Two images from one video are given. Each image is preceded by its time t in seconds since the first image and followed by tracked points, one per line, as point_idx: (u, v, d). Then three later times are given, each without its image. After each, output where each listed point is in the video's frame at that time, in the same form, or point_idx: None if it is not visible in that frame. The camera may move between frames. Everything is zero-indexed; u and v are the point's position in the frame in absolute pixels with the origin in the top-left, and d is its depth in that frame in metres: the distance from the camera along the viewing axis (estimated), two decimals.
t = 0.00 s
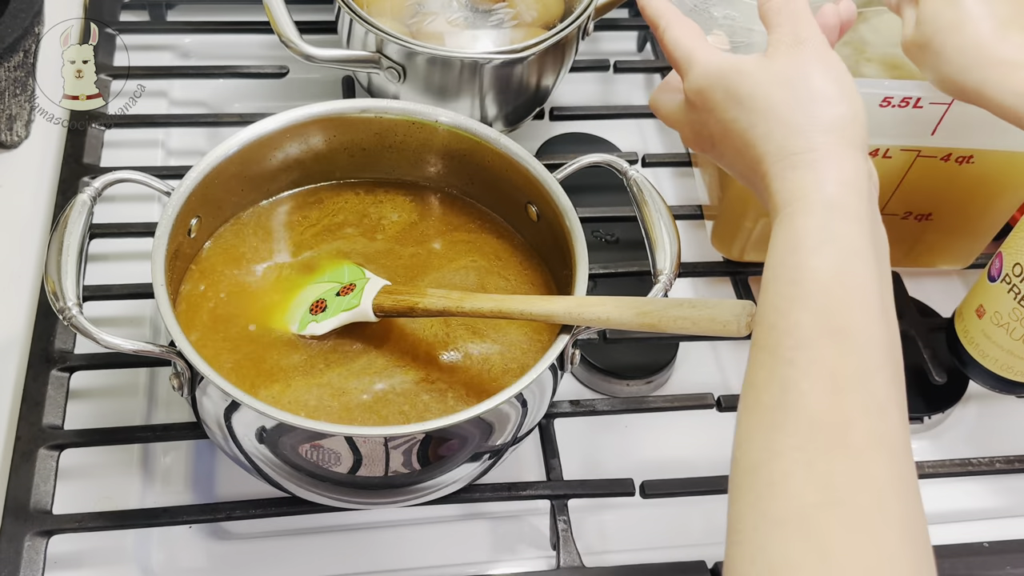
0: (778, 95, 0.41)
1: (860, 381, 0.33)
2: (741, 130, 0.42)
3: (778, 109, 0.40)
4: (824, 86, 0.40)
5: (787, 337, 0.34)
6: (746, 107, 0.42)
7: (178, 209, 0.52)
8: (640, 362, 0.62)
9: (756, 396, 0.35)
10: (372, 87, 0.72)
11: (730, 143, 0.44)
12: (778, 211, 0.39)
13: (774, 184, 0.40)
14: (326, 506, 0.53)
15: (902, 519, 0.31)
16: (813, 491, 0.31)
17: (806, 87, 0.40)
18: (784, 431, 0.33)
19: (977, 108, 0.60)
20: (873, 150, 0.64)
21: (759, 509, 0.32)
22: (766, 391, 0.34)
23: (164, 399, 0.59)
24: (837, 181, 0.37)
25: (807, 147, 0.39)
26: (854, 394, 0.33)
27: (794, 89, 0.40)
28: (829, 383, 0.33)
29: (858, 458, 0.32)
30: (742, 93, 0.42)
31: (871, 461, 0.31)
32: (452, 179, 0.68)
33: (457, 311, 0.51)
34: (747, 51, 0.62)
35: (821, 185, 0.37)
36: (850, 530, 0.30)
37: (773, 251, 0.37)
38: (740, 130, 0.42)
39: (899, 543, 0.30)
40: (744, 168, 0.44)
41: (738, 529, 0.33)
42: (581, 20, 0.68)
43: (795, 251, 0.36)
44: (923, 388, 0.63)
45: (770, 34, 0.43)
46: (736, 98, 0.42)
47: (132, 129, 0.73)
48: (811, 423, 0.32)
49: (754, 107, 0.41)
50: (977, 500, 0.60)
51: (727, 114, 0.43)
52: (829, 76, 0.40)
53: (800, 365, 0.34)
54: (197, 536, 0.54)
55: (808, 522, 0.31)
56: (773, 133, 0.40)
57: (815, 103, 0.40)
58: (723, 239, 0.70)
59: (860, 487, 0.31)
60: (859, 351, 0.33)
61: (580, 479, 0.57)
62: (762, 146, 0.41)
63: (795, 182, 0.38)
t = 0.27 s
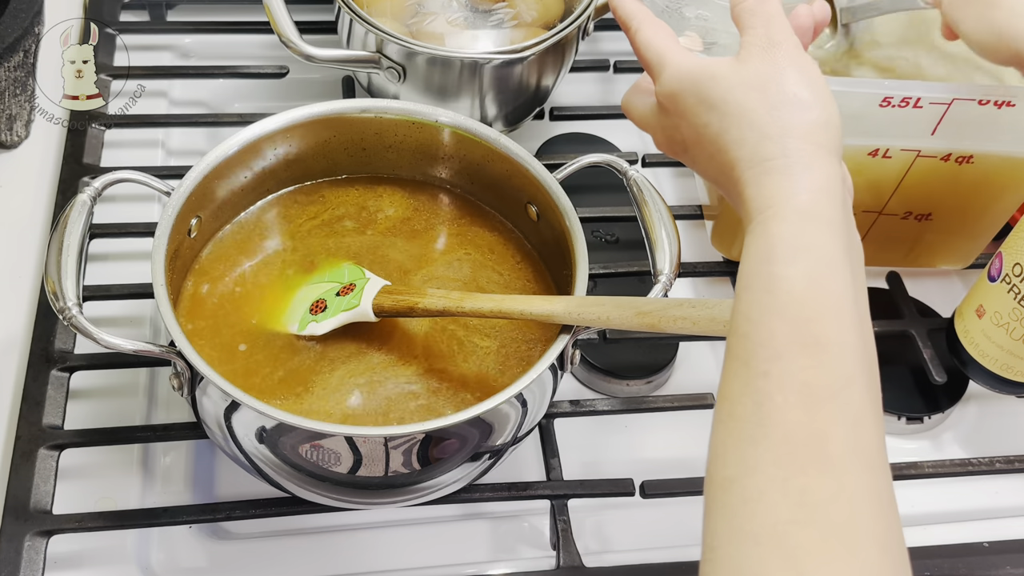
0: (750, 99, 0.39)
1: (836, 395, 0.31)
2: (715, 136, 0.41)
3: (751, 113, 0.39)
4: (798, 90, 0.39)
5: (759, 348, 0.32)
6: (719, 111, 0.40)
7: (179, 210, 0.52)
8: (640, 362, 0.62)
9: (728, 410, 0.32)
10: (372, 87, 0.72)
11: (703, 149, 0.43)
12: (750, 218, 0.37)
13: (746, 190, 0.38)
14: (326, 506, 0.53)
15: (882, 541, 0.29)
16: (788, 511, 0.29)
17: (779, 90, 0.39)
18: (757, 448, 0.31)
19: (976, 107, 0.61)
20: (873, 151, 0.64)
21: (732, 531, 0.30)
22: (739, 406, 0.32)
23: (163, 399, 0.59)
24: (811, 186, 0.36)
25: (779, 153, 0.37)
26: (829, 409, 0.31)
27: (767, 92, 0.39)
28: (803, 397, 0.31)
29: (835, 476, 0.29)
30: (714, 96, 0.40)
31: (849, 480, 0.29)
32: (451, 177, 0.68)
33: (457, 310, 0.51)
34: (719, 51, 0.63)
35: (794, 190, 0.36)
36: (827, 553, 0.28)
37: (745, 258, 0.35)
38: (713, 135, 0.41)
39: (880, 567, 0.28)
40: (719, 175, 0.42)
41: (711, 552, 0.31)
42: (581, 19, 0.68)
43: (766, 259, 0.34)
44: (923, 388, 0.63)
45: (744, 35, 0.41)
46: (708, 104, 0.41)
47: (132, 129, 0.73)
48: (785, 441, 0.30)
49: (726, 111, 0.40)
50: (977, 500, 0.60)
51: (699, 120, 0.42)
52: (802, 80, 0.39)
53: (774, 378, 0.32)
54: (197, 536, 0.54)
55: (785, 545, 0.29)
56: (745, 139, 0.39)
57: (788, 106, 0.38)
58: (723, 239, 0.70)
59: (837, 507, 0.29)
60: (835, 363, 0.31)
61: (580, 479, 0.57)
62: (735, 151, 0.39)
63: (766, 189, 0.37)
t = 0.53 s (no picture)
0: (763, 94, 0.39)
1: (844, 391, 0.31)
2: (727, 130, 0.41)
3: (763, 108, 0.39)
4: (811, 87, 0.39)
5: (767, 343, 0.32)
6: (732, 106, 0.41)
7: (179, 209, 0.52)
8: (640, 362, 0.63)
9: (734, 406, 0.32)
10: (372, 87, 0.72)
11: (714, 143, 0.43)
12: (760, 213, 0.37)
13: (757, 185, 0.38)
14: (326, 506, 0.53)
15: (888, 539, 0.29)
16: (794, 507, 0.29)
17: (791, 86, 0.39)
18: (764, 443, 0.31)
19: (976, 107, 0.61)
20: (873, 150, 0.64)
21: (738, 526, 0.30)
22: (745, 400, 0.32)
23: (163, 399, 0.59)
24: (822, 181, 0.36)
25: (790, 148, 0.37)
26: (837, 405, 0.31)
27: (779, 87, 0.39)
28: (810, 393, 0.31)
29: (842, 472, 0.29)
30: (727, 91, 0.41)
31: (856, 476, 0.29)
32: (451, 177, 0.68)
33: (457, 310, 0.51)
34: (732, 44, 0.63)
35: (805, 185, 0.36)
36: (833, 548, 0.28)
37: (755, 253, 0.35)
38: (725, 129, 0.41)
39: (886, 564, 0.28)
40: (730, 171, 0.42)
41: (716, 548, 0.31)
42: (581, 20, 0.68)
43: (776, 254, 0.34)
44: (923, 388, 0.63)
45: (759, 30, 0.41)
46: (720, 98, 0.41)
47: (132, 129, 0.73)
48: (793, 435, 0.30)
49: (739, 105, 0.40)
50: (977, 500, 0.60)
51: (711, 114, 0.42)
52: (814, 76, 0.39)
53: (781, 374, 0.32)
54: (197, 536, 0.54)
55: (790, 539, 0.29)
56: (757, 133, 0.39)
57: (800, 102, 0.38)
58: (723, 239, 0.70)
59: (843, 502, 0.29)
60: (843, 359, 0.31)
61: (580, 479, 0.57)
62: (746, 146, 0.39)
63: (776, 183, 0.37)
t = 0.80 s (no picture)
0: (768, 92, 0.38)
1: (847, 390, 0.31)
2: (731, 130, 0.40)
3: (768, 107, 0.38)
4: (815, 82, 0.38)
5: (770, 342, 0.32)
6: (736, 104, 0.39)
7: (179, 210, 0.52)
8: (640, 362, 0.62)
9: (738, 404, 0.32)
10: (372, 87, 0.72)
11: (719, 141, 0.41)
12: (764, 213, 0.36)
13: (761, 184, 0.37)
14: (326, 506, 0.53)
15: (891, 537, 0.29)
16: (798, 506, 0.29)
17: (796, 82, 0.38)
18: (767, 442, 0.31)
19: (976, 107, 0.61)
20: (873, 150, 0.64)
21: (741, 525, 0.30)
22: (749, 400, 0.32)
23: (163, 399, 0.59)
24: (827, 180, 0.35)
25: (795, 147, 0.36)
26: (840, 404, 0.30)
27: (784, 85, 0.38)
28: (813, 392, 0.31)
29: (845, 472, 0.29)
30: (731, 88, 0.40)
31: (858, 475, 0.29)
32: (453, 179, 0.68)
33: (457, 310, 0.51)
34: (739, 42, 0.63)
35: (810, 185, 0.35)
36: (837, 547, 0.28)
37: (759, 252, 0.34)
38: (729, 127, 0.40)
39: (889, 563, 0.28)
40: (733, 170, 0.41)
41: (720, 546, 0.31)
42: (581, 20, 0.68)
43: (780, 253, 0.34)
44: (923, 388, 0.63)
45: (765, 26, 0.40)
46: (725, 97, 0.40)
47: (132, 129, 0.73)
48: (795, 434, 0.30)
49: (743, 104, 0.39)
50: (977, 500, 0.60)
51: (716, 113, 0.41)
52: (819, 73, 0.38)
53: (784, 372, 0.31)
54: (197, 536, 0.54)
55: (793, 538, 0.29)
56: (762, 131, 0.38)
57: (805, 100, 0.37)
58: (723, 239, 0.70)
59: (846, 501, 0.29)
60: (847, 358, 0.31)
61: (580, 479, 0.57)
62: (751, 145, 0.38)
63: (780, 183, 0.36)
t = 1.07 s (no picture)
0: (748, 108, 0.38)
1: (834, 408, 0.31)
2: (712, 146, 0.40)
3: (749, 122, 0.38)
4: (795, 96, 0.38)
5: (757, 360, 0.32)
6: (717, 120, 0.39)
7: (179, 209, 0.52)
8: (639, 362, 0.62)
9: (725, 424, 0.32)
10: (372, 87, 0.72)
11: (698, 157, 0.42)
12: (747, 229, 0.36)
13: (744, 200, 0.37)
14: (326, 506, 0.53)
15: (881, 554, 0.29)
16: (788, 526, 0.29)
17: (776, 97, 0.38)
18: (756, 461, 0.31)
19: (975, 107, 0.61)
20: (873, 150, 0.64)
21: (732, 546, 0.30)
22: (737, 418, 0.32)
23: (163, 399, 0.59)
24: (809, 195, 0.35)
25: (777, 162, 0.36)
26: (828, 422, 0.30)
27: (765, 101, 0.38)
28: (800, 410, 0.31)
29: (834, 490, 0.29)
30: (712, 105, 0.40)
31: (847, 493, 0.29)
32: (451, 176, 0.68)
33: (457, 310, 0.51)
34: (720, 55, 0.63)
35: (793, 200, 0.35)
36: (828, 567, 0.28)
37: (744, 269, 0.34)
38: (710, 144, 0.40)
39: None
40: (715, 185, 0.41)
41: (711, 567, 0.31)
42: (581, 19, 0.68)
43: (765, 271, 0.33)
44: (923, 388, 0.63)
45: (743, 42, 0.40)
46: (705, 113, 0.40)
47: (132, 129, 0.73)
48: (783, 454, 0.30)
49: (724, 120, 0.39)
50: (977, 500, 0.60)
51: (696, 128, 0.41)
52: (799, 87, 0.38)
53: (771, 391, 0.31)
54: (197, 536, 0.54)
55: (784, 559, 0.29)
56: (743, 147, 0.38)
57: (786, 116, 0.37)
58: (723, 239, 0.70)
59: (836, 520, 0.29)
60: (834, 375, 0.31)
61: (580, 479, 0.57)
62: (733, 160, 0.38)
63: (763, 198, 0.36)
